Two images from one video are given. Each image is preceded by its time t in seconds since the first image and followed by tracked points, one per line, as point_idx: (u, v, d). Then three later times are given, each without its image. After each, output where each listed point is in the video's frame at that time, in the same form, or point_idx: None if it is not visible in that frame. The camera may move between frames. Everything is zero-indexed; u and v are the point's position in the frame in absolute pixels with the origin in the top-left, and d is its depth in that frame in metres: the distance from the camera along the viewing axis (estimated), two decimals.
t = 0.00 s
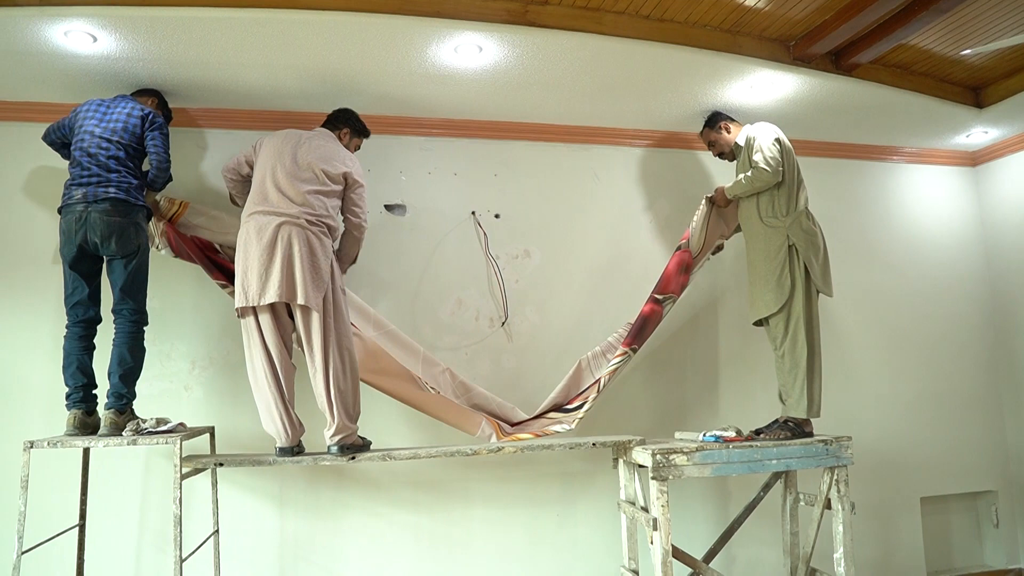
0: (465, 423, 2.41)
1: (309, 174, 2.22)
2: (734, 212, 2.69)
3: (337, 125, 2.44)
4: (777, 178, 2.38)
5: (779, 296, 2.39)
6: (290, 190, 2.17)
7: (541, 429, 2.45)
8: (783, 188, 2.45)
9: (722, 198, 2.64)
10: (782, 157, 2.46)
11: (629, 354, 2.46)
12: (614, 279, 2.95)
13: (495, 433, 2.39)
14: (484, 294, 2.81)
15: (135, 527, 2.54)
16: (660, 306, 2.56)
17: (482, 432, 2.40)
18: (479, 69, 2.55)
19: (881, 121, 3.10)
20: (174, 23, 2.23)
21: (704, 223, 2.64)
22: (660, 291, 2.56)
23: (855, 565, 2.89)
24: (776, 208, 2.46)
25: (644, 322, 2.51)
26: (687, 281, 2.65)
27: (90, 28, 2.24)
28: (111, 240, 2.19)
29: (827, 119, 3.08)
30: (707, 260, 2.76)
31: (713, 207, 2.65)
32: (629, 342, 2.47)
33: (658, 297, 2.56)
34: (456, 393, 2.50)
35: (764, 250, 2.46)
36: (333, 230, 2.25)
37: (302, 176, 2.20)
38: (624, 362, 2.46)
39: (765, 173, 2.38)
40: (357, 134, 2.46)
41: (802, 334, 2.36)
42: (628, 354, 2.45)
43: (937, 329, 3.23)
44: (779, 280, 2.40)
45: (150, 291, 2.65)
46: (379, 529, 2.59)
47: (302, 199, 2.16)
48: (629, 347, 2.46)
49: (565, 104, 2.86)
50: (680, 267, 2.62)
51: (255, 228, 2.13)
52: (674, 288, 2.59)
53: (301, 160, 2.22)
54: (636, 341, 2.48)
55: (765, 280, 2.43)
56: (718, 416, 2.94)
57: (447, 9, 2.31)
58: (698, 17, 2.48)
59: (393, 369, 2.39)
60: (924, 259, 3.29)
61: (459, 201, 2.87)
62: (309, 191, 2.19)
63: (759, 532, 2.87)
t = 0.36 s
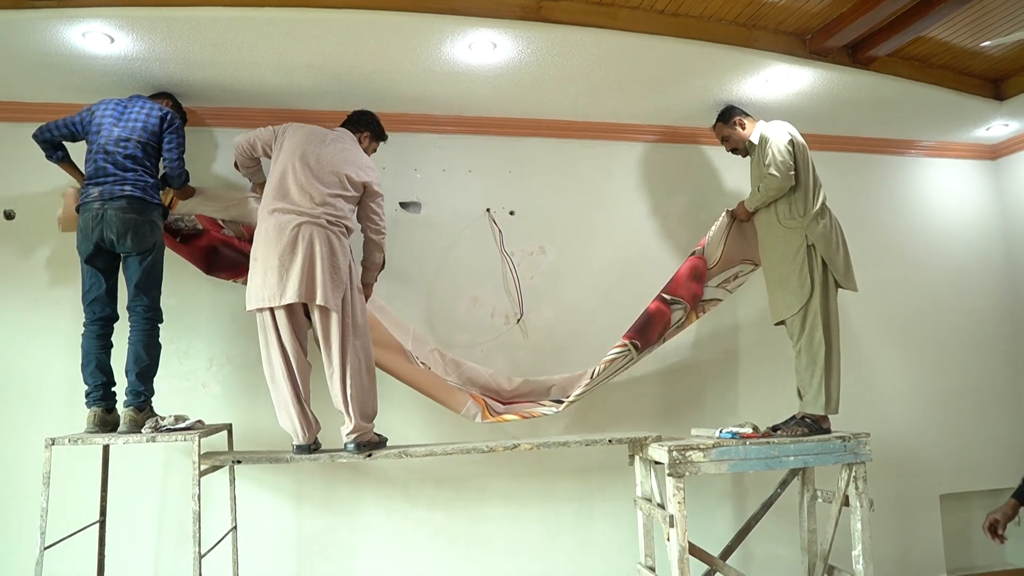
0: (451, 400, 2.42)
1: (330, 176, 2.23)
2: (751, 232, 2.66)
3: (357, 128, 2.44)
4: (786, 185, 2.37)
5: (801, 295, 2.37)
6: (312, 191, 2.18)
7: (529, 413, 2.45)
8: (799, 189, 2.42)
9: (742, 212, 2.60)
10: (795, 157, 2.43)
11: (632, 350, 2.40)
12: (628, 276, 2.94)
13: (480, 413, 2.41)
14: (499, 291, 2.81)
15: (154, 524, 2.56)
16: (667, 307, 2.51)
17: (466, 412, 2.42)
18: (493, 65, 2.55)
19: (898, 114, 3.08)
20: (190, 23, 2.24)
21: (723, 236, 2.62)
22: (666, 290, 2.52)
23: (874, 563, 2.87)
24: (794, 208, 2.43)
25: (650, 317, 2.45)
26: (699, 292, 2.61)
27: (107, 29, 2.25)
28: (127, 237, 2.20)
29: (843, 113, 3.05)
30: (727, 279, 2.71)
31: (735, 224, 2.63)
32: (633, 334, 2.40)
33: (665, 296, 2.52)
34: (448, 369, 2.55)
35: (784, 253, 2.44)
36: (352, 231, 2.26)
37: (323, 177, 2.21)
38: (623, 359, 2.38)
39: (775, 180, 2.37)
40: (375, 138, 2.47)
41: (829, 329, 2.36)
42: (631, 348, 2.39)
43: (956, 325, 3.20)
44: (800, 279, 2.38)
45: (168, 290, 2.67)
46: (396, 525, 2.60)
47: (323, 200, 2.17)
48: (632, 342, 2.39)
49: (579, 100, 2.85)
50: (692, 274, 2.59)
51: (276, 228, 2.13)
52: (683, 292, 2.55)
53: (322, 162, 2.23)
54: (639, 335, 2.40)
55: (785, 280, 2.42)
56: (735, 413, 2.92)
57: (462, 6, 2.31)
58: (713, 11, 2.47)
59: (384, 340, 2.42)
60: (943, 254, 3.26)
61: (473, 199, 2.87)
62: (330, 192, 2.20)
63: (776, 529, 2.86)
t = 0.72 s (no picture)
0: (469, 364, 2.39)
1: (353, 174, 2.23)
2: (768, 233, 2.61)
3: (369, 120, 2.43)
4: (821, 183, 2.34)
5: (821, 292, 2.33)
6: (337, 191, 2.18)
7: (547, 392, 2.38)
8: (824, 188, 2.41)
9: (763, 214, 2.54)
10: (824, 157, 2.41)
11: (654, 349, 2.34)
12: (642, 272, 2.93)
13: (500, 376, 2.36)
14: (513, 288, 2.81)
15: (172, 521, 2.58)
16: (690, 308, 2.44)
17: (484, 373, 2.37)
18: (505, 62, 2.55)
19: (914, 107, 3.05)
20: (204, 22, 2.25)
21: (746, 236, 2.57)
22: (689, 290, 2.46)
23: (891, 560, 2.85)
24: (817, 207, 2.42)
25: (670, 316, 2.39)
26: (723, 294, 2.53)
27: (122, 29, 2.27)
28: (147, 236, 2.21)
29: (858, 106, 3.02)
30: (755, 286, 2.60)
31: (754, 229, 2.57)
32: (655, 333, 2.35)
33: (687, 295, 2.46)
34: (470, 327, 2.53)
35: (807, 249, 2.39)
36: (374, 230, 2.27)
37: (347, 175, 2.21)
38: (644, 358, 2.32)
39: (810, 180, 2.33)
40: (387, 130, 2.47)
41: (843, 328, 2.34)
42: (652, 346, 2.33)
43: (974, 320, 3.16)
44: (821, 278, 2.34)
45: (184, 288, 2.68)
46: (412, 522, 2.61)
47: (347, 198, 2.18)
48: (655, 339, 2.33)
49: (592, 96, 2.84)
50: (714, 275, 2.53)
51: (300, 228, 2.14)
52: (705, 292, 2.48)
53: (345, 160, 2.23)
54: (659, 332, 2.35)
55: (804, 277, 2.39)
56: (750, 409, 2.91)
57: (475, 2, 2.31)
58: (726, 6, 2.45)
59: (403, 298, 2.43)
60: (961, 248, 3.22)
61: (486, 196, 2.87)
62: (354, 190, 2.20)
63: (791, 526, 2.84)
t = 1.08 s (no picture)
0: (468, 357, 2.29)
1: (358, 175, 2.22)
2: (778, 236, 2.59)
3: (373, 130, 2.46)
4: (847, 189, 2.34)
5: (838, 290, 2.33)
6: (346, 190, 2.18)
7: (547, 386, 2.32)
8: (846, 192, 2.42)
9: (779, 214, 2.53)
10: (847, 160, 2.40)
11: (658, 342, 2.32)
12: (654, 270, 2.92)
13: (500, 366, 2.27)
14: (525, 286, 2.80)
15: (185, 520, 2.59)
16: (694, 305, 2.41)
17: (484, 364, 2.28)
18: (517, 60, 2.54)
19: (928, 103, 3.02)
20: (217, 23, 2.26)
21: (756, 237, 2.54)
22: (697, 286, 2.44)
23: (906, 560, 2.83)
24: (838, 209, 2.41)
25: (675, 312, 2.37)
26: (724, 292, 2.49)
27: (135, 30, 2.28)
28: (162, 236, 2.22)
29: (871, 102, 3.00)
30: (751, 286, 2.59)
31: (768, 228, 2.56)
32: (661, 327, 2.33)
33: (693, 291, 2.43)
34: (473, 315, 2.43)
35: (827, 249, 2.38)
36: (383, 230, 2.24)
37: (358, 176, 2.22)
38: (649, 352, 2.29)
39: (837, 185, 2.33)
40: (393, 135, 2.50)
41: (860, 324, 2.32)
42: (657, 340, 2.30)
43: (990, 317, 3.13)
44: (840, 277, 2.34)
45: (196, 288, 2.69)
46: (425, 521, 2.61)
47: (356, 198, 2.17)
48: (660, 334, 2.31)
49: (602, 94, 2.84)
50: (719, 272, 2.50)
51: (304, 230, 2.15)
52: (711, 290, 2.46)
53: (358, 163, 2.25)
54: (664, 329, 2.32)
55: (823, 277, 2.38)
56: (763, 408, 2.89)
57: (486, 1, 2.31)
58: (738, 2, 2.43)
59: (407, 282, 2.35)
60: (977, 245, 3.20)
61: (498, 195, 2.87)
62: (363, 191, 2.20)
63: (805, 526, 2.83)
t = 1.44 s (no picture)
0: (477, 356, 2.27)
1: (364, 179, 2.24)
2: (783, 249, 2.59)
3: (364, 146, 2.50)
4: (854, 195, 2.32)
5: (847, 292, 2.32)
6: (353, 193, 2.19)
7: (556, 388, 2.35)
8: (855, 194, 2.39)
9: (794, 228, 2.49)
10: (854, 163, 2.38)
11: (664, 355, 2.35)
12: (663, 272, 2.91)
13: (510, 364, 2.26)
14: (534, 288, 2.80)
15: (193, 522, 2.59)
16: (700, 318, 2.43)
17: (494, 362, 2.28)
18: (524, 62, 2.55)
19: (938, 103, 3.01)
20: (227, 26, 2.27)
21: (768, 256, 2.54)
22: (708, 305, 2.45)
23: (917, 564, 2.81)
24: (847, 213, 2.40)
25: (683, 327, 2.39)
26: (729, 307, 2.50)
27: (145, 34, 2.29)
28: (176, 244, 2.23)
29: (881, 103, 2.99)
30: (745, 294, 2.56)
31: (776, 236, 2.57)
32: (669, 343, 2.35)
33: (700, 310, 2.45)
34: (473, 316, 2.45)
35: (836, 254, 2.38)
36: (391, 232, 2.25)
37: (365, 180, 2.23)
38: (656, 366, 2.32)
39: (841, 191, 2.32)
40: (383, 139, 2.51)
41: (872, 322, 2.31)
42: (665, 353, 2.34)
43: (1002, 318, 3.11)
44: (849, 279, 2.33)
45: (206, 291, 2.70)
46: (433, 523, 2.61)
47: (363, 200, 2.18)
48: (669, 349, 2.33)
49: (610, 95, 2.83)
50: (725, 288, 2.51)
51: (311, 235, 2.16)
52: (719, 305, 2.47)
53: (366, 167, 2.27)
54: (675, 344, 2.37)
55: (832, 280, 2.38)
56: (773, 410, 2.88)
57: (494, 3, 2.31)
58: (747, 3, 2.43)
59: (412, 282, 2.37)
60: (988, 246, 3.17)
61: (506, 196, 2.87)
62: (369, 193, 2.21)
63: (815, 528, 2.81)
